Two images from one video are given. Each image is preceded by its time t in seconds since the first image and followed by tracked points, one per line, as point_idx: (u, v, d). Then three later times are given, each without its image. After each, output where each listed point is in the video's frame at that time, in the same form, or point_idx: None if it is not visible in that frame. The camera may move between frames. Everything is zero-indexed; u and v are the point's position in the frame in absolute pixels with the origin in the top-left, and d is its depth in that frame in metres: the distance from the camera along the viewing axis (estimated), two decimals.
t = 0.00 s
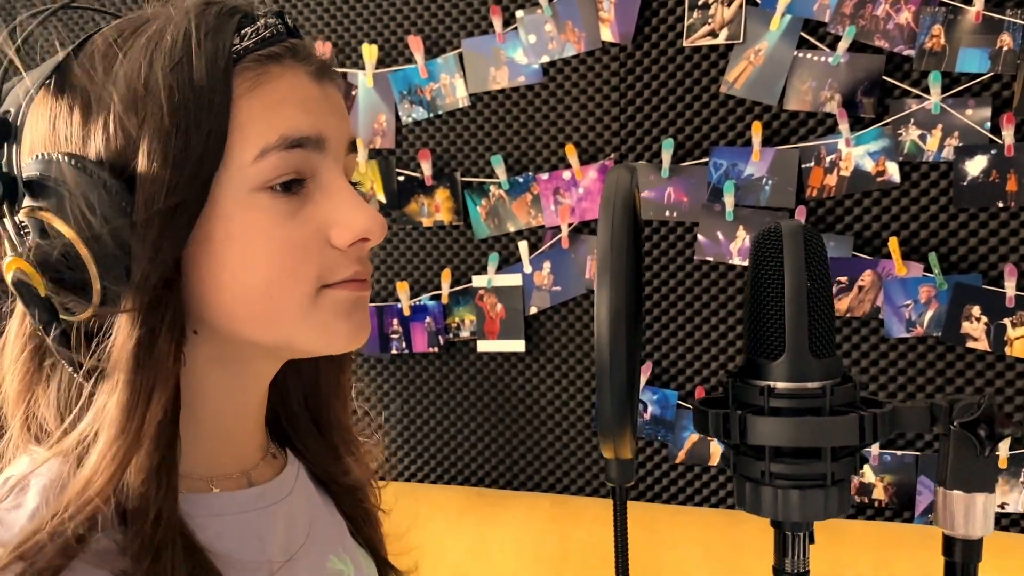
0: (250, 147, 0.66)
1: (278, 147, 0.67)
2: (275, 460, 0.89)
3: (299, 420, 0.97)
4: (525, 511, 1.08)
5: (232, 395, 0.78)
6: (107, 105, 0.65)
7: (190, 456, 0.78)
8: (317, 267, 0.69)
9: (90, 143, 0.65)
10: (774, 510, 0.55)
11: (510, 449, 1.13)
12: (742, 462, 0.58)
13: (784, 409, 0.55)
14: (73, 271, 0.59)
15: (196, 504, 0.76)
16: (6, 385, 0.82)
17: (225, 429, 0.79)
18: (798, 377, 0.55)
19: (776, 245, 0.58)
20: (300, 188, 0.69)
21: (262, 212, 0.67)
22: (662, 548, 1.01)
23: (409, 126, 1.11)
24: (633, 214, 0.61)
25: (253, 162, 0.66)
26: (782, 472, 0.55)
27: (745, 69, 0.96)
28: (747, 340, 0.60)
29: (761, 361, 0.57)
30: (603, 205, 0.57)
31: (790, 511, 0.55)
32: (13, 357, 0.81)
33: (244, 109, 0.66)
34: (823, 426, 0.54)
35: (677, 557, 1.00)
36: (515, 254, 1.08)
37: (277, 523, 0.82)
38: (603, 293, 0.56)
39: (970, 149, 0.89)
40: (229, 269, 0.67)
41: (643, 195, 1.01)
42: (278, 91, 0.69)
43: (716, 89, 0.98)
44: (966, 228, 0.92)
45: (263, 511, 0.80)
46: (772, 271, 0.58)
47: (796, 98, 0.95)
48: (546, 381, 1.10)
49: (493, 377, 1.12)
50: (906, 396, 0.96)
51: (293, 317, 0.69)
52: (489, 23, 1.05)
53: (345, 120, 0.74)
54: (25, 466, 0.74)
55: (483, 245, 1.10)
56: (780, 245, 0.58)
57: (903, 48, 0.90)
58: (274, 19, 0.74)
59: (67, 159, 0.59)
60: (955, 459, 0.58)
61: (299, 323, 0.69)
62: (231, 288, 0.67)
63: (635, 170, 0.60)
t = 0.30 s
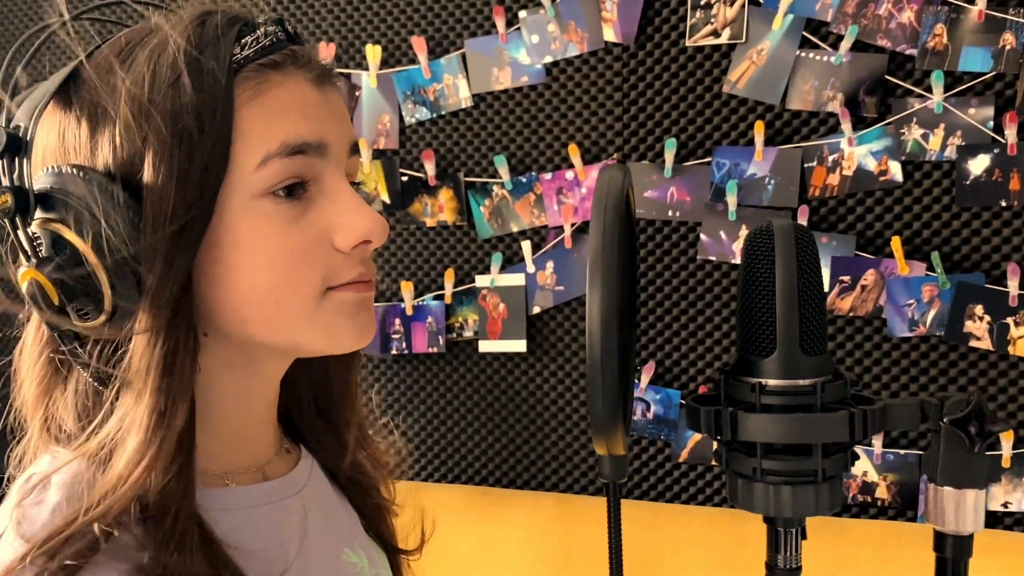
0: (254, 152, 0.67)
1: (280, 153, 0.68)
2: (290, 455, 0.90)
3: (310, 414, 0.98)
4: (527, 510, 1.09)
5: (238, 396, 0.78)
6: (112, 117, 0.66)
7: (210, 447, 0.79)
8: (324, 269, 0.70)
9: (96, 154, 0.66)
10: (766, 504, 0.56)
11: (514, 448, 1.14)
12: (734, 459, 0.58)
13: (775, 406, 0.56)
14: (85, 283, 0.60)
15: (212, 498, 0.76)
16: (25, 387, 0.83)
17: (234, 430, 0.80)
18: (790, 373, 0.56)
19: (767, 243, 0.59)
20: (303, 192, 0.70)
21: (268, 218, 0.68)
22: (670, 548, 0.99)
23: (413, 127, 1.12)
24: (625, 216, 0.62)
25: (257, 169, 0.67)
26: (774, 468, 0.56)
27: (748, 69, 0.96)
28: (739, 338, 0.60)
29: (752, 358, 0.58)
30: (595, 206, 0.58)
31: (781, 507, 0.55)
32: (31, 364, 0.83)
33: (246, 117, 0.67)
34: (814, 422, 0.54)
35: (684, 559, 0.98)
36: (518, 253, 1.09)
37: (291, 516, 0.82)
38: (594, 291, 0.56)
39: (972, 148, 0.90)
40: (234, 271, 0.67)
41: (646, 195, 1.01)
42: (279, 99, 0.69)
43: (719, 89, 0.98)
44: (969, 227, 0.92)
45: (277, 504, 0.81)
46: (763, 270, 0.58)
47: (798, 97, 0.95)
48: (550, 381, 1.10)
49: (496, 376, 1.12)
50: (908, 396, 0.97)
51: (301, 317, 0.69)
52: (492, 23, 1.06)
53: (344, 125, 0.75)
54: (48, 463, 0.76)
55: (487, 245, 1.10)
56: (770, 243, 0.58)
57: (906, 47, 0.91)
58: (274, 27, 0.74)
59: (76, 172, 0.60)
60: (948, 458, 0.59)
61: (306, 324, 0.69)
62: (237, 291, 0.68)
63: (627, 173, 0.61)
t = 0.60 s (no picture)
0: (264, 158, 0.68)
1: (290, 158, 0.69)
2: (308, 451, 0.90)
3: (327, 408, 0.99)
4: (530, 510, 1.09)
5: (249, 399, 0.79)
6: (127, 129, 0.67)
7: (232, 443, 0.79)
8: (337, 269, 0.71)
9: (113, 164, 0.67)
10: (758, 503, 0.56)
11: (518, 449, 1.14)
12: (724, 461, 0.59)
13: (765, 408, 0.56)
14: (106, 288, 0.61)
15: (234, 492, 0.77)
16: (55, 388, 0.84)
17: (255, 426, 0.81)
18: (780, 376, 0.56)
19: (756, 247, 0.59)
20: (314, 195, 0.71)
21: (282, 220, 0.68)
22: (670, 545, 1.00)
23: (417, 130, 1.12)
24: (616, 220, 0.62)
25: (268, 174, 0.68)
26: (764, 470, 0.56)
27: (750, 71, 0.96)
28: (730, 341, 0.61)
29: (743, 361, 0.58)
30: (587, 209, 0.59)
31: (771, 509, 0.56)
32: (61, 363, 0.84)
33: (254, 124, 0.68)
34: (803, 424, 0.55)
35: (686, 560, 0.98)
36: (521, 255, 1.09)
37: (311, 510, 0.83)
38: (585, 291, 0.57)
39: (974, 150, 0.90)
40: (244, 273, 0.68)
41: (649, 197, 1.02)
42: (286, 106, 0.70)
43: (721, 90, 0.98)
44: (971, 228, 0.92)
45: (297, 498, 0.82)
46: (753, 274, 0.59)
47: (800, 99, 0.95)
48: (554, 382, 1.11)
49: (500, 377, 1.13)
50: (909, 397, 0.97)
51: (316, 316, 0.70)
52: (495, 26, 1.06)
53: (352, 127, 0.75)
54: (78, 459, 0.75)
55: (490, 247, 1.11)
56: (760, 247, 0.59)
57: (908, 49, 0.91)
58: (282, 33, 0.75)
59: (95, 183, 0.62)
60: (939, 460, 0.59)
61: (317, 327, 0.70)
62: (245, 293, 0.69)
63: (618, 178, 0.61)
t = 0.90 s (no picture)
0: (273, 168, 0.68)
1: (298, 167, 0.69)
2: (325, 445, 0.91)
3: (341, 401, 0.99)
4: (536, 513, 1.09)
5: (259, 401, 0.79)
6: (138, 142, 0.68)
7: (248, 438, 0.80)
8: (348, 273, 0.71)
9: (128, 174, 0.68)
10: (748, 507, 0.57)
11: (523, 450, 1.14)
12: (718, 462, 0.59)
13: (758, 411, 0.56)
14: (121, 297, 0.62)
15: (251, 487, 0.78)
16: (77, 389, 0.86)
17: (274, 420, 0.81)
18: (773, 380, 0.57)
19: (750, 252, 0.60)
20: (324, 203, 0.71)
21: (286, 234, 0.69)
22: (675, 543, 1.00)
23: (422, 132, 1.13)
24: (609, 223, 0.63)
25: (277, 184, 0.68)
26: (757, 472, 0.56)
27: (754, 73, 0.96)
28: (723, 345, 0.61)
29: (736, 364, 0.59)
30: (580, 211, 0.59)
31: (766, 510, 0.56)
32: (79, 368, 0.85)
33: (263, 134, 0.69)
34: (795, 427, 0.55)
35: (687, 560, 0.99)
36: (526, 257, 1.10)
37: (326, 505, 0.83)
38: (579, 294, 0.57)
39: (979, 151, 0.90)
40: (257, 276, 0.70)
41: (653, 199, 1.02)
42: (296, 113, 0.70)
43: (725, 93, 0.99)
44: (976, 230, 0.92)
45: (313, 493, 0.82)
46: (747, 277, 0.59)
47: (804, 101, 0.95)
48: (558, 384, 1.11)
49: (505, 379, 1.13)
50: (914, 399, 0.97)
51: (326, 319, 0.71)
52: (500, 28, 1.07)
53: (357, 130, 0.75)
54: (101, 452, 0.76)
55: (495, 249, 1.11)
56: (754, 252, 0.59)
57: (911, 51, 0.91)
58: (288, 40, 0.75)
59: (110, 198, 0.62)
60: (931, 463, 0.60)
61: (328, 329, 0.71)
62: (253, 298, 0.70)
63: (612, 182, 0.62)
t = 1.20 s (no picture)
0: (266, 178, 0.69)
1: (293, 176, 0.70)
2: (328, 447, 0.92)
3: (345, 402, 1.00)
4: (542, 515, 1.10)
5: (254, 406, 0.80)
6: (135, 150, 0.70)
7: (246, 441, 0.81)
8: (343, 281, 0.72)
9: (124, 184, 0.70)
10: (747, 510, 0.57)
11: (530, 452, 1.15)
12: (717, 465, 0.59)
13: (757, 414, 0.57)
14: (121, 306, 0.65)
15: (245, 492, 0.78)
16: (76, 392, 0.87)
17: (270, 426, 0.82)
18: (773, 383, 0.57)
19: (750, 255, 0.60)
20: (319, 210, 0.72)
21: (281, 240, 0.70)
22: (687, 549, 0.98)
23: (428, 134, 1.13)
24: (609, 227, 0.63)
25: (271, 194, 0.69)
26: (757, 475, 0.57)
27: (760, 75, 0.96)
28: (724, 347, 0.61)
29: (736, 367, 0.59)
30: (580, 214, 0.59)
31: (765, 513, 0.56)
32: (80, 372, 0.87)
33: (258, 142, 0.69)
34: (794, 430, 0.55)
35: (696, 559, 0.97)
36: (532, 259, 1.10)
37: (326, 507, 0.83)
38: (578, 298, 0.57)
39: (986, 153, 0.90)
40: (254, 283, 0.70)
41: (659, 201, 1.02)
42: (288, 123, 0.71)
43: (731, 95, 0.99)
44: (983, 232, 0.92)
45: (311, 497, 0.82)
46: (746, 279, 0.59)
47: (810, 103, 0.95)
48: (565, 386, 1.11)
49: (511, 381, 1.14)
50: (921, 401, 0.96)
51: (321, 326, 0.71)
52: (506, 31, 1.07)
53: (355, 137, 0.76)
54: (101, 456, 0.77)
55: (501, 250, 1.11)
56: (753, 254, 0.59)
57: (918, 52, 0.91)
58: (281, 48, 0.75)
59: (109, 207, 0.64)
60: (931, 467, 0.60)
61: (328, 332, 0.71)
62: (252, 302, 0.70)
63: (612, 186, 0.62)
